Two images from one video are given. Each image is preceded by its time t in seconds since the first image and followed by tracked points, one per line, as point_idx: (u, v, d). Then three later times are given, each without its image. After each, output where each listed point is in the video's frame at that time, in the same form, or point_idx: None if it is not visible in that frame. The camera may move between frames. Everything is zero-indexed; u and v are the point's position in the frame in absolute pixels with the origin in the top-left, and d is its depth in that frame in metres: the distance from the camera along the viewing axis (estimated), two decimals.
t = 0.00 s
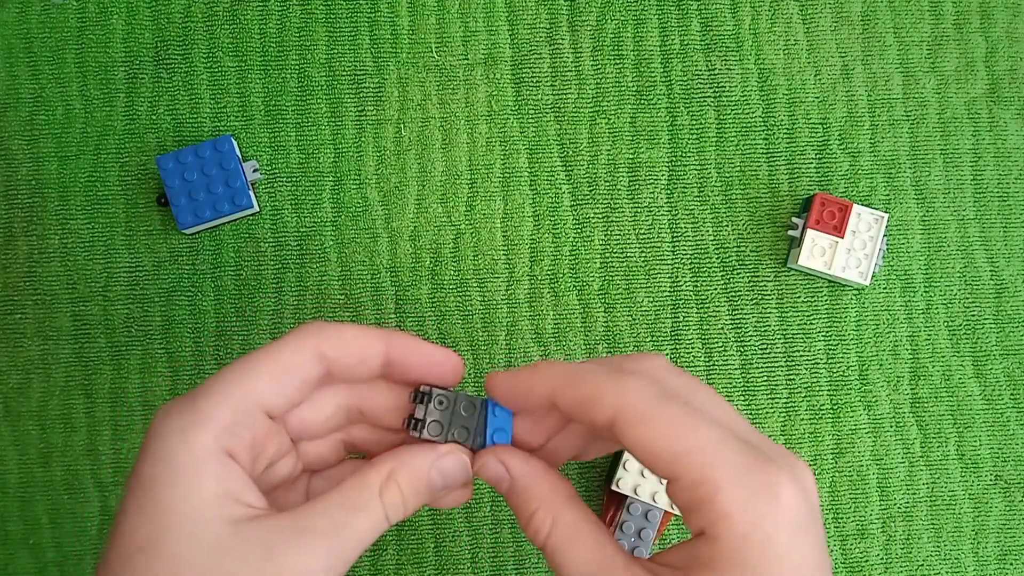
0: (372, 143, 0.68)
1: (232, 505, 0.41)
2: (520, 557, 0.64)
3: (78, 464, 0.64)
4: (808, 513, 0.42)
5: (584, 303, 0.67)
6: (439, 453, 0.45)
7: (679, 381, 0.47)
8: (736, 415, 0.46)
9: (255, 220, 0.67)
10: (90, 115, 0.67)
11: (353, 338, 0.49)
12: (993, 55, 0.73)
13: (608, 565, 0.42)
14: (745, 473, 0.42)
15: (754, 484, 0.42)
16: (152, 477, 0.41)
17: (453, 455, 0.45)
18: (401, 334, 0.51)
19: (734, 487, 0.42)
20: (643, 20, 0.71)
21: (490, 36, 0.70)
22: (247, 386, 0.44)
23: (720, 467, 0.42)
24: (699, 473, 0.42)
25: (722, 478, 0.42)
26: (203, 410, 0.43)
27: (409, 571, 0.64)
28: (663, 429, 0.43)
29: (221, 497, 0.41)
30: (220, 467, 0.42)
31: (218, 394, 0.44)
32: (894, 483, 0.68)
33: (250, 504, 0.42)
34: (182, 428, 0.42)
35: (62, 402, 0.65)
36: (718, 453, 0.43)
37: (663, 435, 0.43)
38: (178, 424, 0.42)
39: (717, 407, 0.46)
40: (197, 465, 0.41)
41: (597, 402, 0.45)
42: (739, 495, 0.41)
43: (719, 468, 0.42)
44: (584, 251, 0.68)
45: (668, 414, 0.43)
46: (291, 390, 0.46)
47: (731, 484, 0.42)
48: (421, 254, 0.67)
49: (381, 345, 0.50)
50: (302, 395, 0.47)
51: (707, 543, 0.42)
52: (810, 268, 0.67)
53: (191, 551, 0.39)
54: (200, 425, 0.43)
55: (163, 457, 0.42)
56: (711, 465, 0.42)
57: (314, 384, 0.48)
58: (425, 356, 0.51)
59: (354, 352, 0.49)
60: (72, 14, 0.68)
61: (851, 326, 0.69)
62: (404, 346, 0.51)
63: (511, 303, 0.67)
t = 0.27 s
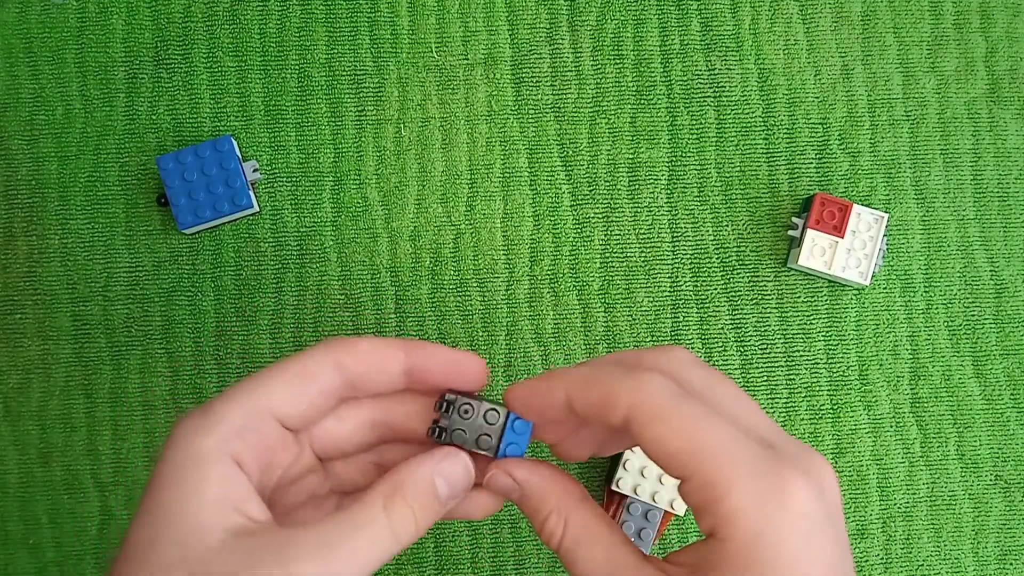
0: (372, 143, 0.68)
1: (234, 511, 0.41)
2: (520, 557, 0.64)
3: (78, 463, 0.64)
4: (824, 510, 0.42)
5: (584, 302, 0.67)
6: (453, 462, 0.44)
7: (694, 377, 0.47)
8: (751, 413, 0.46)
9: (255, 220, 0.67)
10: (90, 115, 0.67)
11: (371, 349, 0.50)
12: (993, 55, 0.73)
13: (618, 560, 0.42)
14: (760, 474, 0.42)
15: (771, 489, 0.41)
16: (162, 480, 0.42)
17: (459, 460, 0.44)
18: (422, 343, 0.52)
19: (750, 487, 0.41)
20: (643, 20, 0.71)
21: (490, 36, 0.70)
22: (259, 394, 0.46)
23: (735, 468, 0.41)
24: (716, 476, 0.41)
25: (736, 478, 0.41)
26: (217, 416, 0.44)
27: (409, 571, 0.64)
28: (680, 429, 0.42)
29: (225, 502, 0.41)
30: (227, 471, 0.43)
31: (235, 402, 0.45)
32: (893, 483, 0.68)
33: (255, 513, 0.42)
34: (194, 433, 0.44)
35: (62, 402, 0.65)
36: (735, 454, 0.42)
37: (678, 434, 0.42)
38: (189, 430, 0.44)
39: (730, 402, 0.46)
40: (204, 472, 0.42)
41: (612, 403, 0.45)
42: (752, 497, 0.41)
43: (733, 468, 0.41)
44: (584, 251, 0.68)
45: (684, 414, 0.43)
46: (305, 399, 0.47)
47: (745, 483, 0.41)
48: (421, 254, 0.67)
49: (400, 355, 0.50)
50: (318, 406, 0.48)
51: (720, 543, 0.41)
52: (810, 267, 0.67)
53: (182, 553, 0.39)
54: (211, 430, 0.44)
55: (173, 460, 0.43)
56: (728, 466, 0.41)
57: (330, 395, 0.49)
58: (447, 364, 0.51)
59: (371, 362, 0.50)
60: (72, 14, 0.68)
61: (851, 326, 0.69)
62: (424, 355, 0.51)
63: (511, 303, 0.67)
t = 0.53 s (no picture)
0: (372, 143, 0.68)
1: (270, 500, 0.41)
2: (520, 557, 0.64)
3: (78, 463, 0.64)
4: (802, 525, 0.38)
5: (583, 302, 0.67)
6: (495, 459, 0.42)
7: (662, 389, 0.42)
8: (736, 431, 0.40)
9: (255, 220, 0.67)
10: (91, 115, 0.67)
11: (403, 354, 0.51)
12: (993, 55, 0.73)
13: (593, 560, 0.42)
14: (722, 496, 0.37)
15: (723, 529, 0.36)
16: (199, 465, 0.42)
17: (499, 460, 0.42)
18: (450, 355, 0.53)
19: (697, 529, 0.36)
20: (643, 20, 0.71)
21: (490, 36, 0.70)
22: (298, 387, 0.46)
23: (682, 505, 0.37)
24: (674, 502, 0.37)
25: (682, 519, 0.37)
26: (255, 404, 0.44)
27: (409, 571, 0.64)
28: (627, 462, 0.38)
29: (263, 490, 0.41)
30: (263, 458, 0.42)
31: (273, 391, 0.45)
32: (893, 483, 0.68)
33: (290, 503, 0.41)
34: (232, 419, 0.43)
35: (62, 402, 0.65)
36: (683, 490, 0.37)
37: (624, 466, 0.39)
38: (227, 416, 0.43)
39: (698, 410, 0.40)
40: (243, 458, 0.42)
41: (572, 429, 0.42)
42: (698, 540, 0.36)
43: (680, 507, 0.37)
44: (584, 251, 0.68)
45: (635, 445, 0.38)
46: (336, 398, 0.48)
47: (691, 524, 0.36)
48: (421, 254, 0.67)
49: (428, 363, 0.52)
50: (349, 405, 0.49)
51: None
52: (809, 267, 0.67)
53: (221, 539, 0.39)
54: (248, 416, 0.43)
55: (212, 444, 0.42)
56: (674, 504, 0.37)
57: (359, 396, 0.49)
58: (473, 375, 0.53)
59: (400, 367, 0.51)
60: (72, 14, 0.68)
61: (850, 326, 0.69)
62: (452, 365, 0.53)
63: (511, 303, 0.67)
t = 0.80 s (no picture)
0: (372, 142, 0.68)
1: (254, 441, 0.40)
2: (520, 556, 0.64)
3: (78, 463, 0.64)
4: (707, 532, 0.32)
5: (584, 302, 0.67)
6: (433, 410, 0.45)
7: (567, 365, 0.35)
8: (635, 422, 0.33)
9: (255, 220, 0.67)
10: (91, 115, 0.67)
11: (382, 329, 0.51)
12: (993, 55, 0.73)
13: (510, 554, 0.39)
14: (608, 488, 0.32)
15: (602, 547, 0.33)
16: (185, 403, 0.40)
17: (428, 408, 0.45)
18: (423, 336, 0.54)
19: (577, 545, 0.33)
20: (643, 20, 0.71)
21: (490, 36, 0.70)
22: (287, 342, 0.46)
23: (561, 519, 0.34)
24: (559, 503, 0.33)
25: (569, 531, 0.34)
26: (246, 351, 0.44)
27: (409, 571, 0.64)
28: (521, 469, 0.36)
29: (248, 431, 0.40)
30: (251, 402, 0.42)
31: (262, 343, 0.45)
32: (893, 483, 0.68)
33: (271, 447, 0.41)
34: (224, 361, 0.43)
35: (62, 402, 0.65)
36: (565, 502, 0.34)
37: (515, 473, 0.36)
38: (216, 358, 0.43)
39: (599, 388, 0.34)
40: (233, 400, 0.41)
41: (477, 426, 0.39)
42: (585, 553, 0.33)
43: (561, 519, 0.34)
44: (584, 251, 0.68)
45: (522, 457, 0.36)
46: (321, 356, 0.48)
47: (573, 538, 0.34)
48: (421, 254, 0.67)
49: (403, 339, 0.52)
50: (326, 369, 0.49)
51: None
52: (809, 268, 0.67)
53: (203, 470, 0.38)
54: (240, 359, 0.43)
55: (200, 380, 0.41)
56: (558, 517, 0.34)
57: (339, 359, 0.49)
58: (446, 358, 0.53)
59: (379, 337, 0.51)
60: (72, 14, 0.68)
61: (851, 326, 0.69)
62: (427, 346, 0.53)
63: (511, 302, 0.67)
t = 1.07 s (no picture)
0: (372, 142, 0.68)
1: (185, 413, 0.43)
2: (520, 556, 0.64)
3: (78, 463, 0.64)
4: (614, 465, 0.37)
5: (584, 302, 0.67)
6: (354, 364, 0.46)
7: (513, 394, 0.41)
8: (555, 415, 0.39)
9: (255, 220, 0.67)
10: (91, 115, 0.67)
11: (299, 298, 0.54)
12: (993, 54, 0.73)
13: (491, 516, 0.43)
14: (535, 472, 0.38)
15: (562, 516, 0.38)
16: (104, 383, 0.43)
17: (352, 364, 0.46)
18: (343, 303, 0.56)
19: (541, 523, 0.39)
20: (643, 20, 0.71)
21: (490, 36, 0.70)
22: (206, 320, 0.48)
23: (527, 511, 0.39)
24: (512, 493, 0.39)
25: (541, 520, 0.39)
26: (168, 329, 0.46)
27: (409, 571, 0.64)
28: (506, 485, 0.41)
29: (176, 405, 0.43)
30: (174, 380, 0.44)
31: (180, 321, 0.47)
32: (893, 483, 0.68)
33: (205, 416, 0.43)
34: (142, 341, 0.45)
35: (62, 402, 0.65)
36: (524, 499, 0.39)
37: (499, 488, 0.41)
38: (137, 339, 0.45)
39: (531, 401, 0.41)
40: (157, 380, 0.43)
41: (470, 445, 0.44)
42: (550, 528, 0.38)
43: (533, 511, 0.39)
44: (584, 251, 0.68)
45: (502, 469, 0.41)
46: (240, 330, 0.51)
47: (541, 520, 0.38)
48: (421, 254, 0.67)
49: (321, 307, 0.55)
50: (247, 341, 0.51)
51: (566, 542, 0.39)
52: (810, 268, 0.67)
53: (139, 447, 0.40)
54: (158, 341, 0.45)
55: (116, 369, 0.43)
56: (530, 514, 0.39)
57: (259, 332, 0.52)
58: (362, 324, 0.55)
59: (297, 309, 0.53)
60: (72, 14, 0.68)
61: (851, 326, 0.69)
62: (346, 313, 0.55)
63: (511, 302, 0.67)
